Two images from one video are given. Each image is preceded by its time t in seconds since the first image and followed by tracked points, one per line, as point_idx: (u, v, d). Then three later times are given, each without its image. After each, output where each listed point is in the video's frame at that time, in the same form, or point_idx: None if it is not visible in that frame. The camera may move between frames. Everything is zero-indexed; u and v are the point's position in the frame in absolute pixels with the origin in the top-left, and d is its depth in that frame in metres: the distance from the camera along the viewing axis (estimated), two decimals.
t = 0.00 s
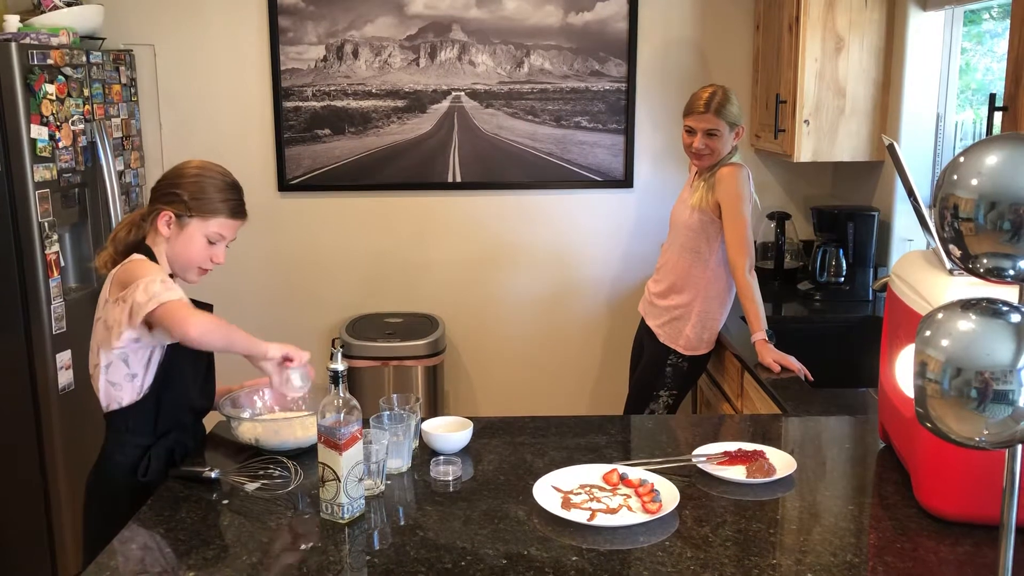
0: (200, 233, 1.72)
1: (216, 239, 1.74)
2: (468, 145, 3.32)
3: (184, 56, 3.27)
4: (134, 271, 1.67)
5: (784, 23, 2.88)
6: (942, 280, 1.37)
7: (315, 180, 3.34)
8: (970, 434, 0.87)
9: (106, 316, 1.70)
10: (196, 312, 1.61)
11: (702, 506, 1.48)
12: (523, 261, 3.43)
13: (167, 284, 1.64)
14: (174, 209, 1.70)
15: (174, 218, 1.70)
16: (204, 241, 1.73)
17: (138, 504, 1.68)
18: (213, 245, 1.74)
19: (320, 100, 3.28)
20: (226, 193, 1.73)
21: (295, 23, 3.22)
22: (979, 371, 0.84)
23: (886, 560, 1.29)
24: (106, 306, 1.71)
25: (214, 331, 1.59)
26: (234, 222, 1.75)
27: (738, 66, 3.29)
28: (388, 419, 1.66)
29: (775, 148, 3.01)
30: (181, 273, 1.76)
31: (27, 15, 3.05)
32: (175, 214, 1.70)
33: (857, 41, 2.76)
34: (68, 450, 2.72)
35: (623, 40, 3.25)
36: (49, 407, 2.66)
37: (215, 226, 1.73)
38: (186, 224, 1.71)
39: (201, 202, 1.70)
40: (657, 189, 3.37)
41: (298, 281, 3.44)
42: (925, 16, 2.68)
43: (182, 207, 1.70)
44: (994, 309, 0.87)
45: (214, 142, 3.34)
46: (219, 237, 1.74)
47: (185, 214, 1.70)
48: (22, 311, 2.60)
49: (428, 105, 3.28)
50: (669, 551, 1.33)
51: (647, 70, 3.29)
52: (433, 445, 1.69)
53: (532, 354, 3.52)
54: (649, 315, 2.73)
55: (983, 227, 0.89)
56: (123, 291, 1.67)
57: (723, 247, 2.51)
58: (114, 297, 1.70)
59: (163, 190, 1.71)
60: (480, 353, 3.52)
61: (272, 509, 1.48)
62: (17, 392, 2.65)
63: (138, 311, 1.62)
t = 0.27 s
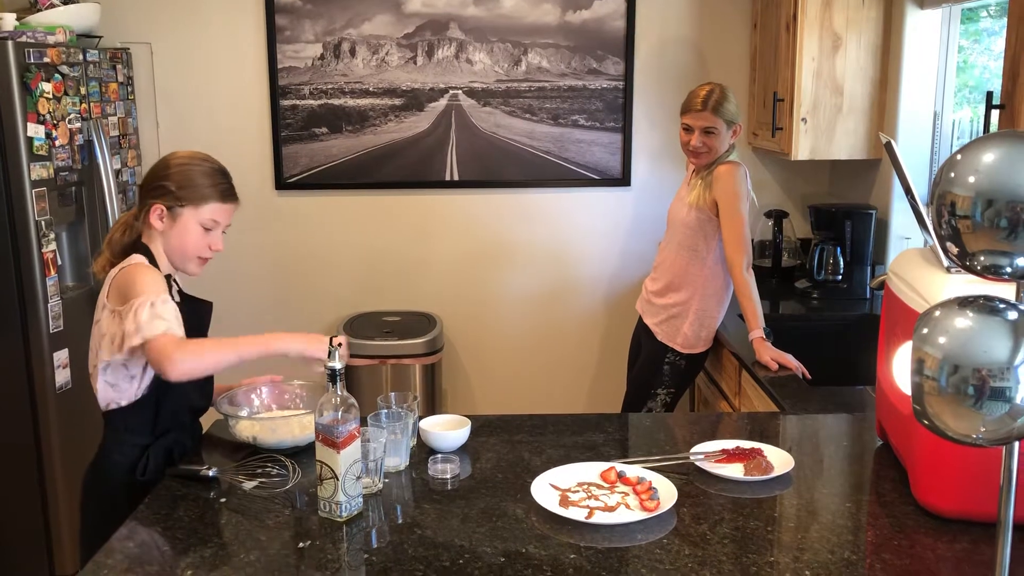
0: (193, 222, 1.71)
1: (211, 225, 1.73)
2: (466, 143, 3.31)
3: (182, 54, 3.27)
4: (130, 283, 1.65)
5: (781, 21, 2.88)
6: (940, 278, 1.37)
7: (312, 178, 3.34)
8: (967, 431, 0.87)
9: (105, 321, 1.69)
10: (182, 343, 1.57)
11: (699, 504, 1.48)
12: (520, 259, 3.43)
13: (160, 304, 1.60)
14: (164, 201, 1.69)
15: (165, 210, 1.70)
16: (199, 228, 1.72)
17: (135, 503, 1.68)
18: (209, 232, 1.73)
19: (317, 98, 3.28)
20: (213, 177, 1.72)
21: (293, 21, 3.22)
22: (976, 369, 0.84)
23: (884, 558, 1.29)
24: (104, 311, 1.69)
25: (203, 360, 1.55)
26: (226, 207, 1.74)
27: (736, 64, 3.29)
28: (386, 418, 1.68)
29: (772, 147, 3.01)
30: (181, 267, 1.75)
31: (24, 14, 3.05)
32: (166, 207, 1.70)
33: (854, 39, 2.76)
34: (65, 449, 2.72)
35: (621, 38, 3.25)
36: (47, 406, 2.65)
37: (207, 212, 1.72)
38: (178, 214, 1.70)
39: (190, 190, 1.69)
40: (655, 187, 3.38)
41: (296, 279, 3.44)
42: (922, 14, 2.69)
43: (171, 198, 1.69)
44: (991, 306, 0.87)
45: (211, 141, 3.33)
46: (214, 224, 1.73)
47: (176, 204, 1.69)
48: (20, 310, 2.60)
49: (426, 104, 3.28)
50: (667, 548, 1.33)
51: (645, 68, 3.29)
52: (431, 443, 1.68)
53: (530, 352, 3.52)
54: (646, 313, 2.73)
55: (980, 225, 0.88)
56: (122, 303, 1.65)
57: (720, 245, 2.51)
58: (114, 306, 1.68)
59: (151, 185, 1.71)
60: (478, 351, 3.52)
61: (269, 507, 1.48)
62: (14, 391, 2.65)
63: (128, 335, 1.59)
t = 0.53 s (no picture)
0: (178, 215, 1.69)
1: (197, 216, 1.70)
2: (463, 142, 3.31)
3: (178, 53, 3.26)
4: (156, 293, 1.63)
5: (778, 20, 2.89)
6: (936, 276, 1.37)
7: (309, 177, 3.34)
8: (964, 429, 0.88)
9: (123, 331, 1.64)
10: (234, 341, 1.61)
11: (696, 502, 1.48)
12: (518, 258, 3.43)
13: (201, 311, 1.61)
14: (147, 201, 1.69)
15: (149, 209, 1.69)
16: (184, 221, 1.69)
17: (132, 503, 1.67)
18: (196, 223, 1.70)
19: (314, 97, 3.27)
20: (193, 166, 1.69)
21: (289, 20, 3.22)
22: (971, 367, 0.84)
23: (880, 556, 1.30)
24: (120, 317, 1.65)
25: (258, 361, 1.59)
26: (209, 193, 1.71)
27: (733, 63, 3.29)
28: (383, 417, 1.68)
29: (769, 145, 3.01)
30: (178, 263, 1.73)
31: (20, 13, 3.04)
32: (150, 205, 1.69)
33: (851, 37, 2.76)
34: (63, 448, 2.71)
35: (618, 37, 3.25)
36: (44, 405, 2.65)
37: (191, 203, 1.69)
38: (161, 211, 1.68)
39: (169, 182, 1.67)
40: (652, 186, 3.38)
41: (293, 279, 3.44)
42: (918, 12, 2.70)
43: (151, 195, 1.68)
44: (987, 305, 0.87)
45: (208, 140, 3.33)
46: (200, 214, 1.71)
47: (157, 200, 1.68)
48: (17, 309, 2.60)
49: (423, 103, 3.28)
50: (663, 547, 1.33)
51: (642, 67, 3.29)
52: (428, 442, 1.68)
53: (527, 351, 3.52)
54: (644, 312, 2.73)
55: (976, 223, 0.88)
56: (150, 314, 1.62)
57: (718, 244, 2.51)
58: (135, 316, 1.63)
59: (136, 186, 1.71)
60: (476, 350, 3.52)
61: (266, 506, 1.47)
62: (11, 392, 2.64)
63: (189, 348, 1.60)
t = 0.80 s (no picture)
0: (184, 223, 1.63)
1: (205, 221, 1.64)
2: (462, 143, 3.31)
3: (177, 54, 3.26)
4: (191, 305, 1.58)
5: (777, 21, 2.89)
6: (935, 277, 1.38)
7: (309, 178, 3.34)
8: (962, 430, 0.88)
9: (156, 340, 1.59)
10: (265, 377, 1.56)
11: (696, 503, 1.48)
12: (517, 258, 3.43)
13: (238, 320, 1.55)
14: (154, 210, 1.65)
15: (158, 218, 1.65)
16: (192, 228, 1.64)
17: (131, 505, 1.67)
18: (205, 229, 1.64)
19: (313, 98, 3.28)
20: (196, 170, 1.64)
21: (288, 21, 3.22)
22: (969, 368, 0.85)
23: (879, 557, 1.30)
24: (154, 330, 1.60)
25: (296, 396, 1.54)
26: (214, 197, 1.64)
27: (732, 63, 3.29)
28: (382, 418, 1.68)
29: (768, 146, 3.01)
30: (191, 270, 1.67)
31: (20, 14, 3.04)
32: (157, 215, 1.65)
33: (850, 38, 2.76)
34: (62, 450, 2.71)
35: (617, 37, 3.25)
36: (43, 407, 2.65)
37: (197, 208, 1.63)
38: (168, 219, 1.64)
39: (173, 189, 1.62)
40: (651, 186, 3.38)
41: (293, 279, 3.44)
42: (916, 13, 2.70)
43: (157, 204, 1.64)
44: (985, 306, 0.87)
45: (208, 141, 3.33)
46: (208, 219, 1.64)
47: (163, 209, 1.64)
48: (16, 311, 2.60)
49: (422, 104, 3.28)
50: (663, 548, 1.33)
51: (641, 68, 3.29)
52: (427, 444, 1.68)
53: (526, 352, 3.53)
54: (643, 313, 2.73)
55: (974, 224, 0.89)
56: (188, 323, 1.57)
57: (717, 244, 2.52)
58: (171, 326, 1.59)
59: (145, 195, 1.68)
60: (475, 350, 3.52)
61: (265, 508, 1.48)
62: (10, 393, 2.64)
63: (232, 356, 1.53)
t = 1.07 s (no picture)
0: (194, 231, 1.63)
1: (214, 230, 1.64)
2: (462, 144, 3.31)
3: (177, 56, 3.26)
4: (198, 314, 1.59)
5: (776, 22, 2.89)
6: (935, 278, 1.38)
7: (309, 180, 3.34)
8: (963, 431, 0.88)
9: (163, 348, 1.60)
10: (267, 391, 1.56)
11: (696, 504, 1.48)
12: (517, 259, 3.43)
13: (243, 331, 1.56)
14: (164, 217, 1.65)
15: (167, 225, 1.65)
16: (202, 236, 1.63)
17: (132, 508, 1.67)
18: (214, 238, 1.64)
19: (313, 100, 3.28)
20: (206, 178, 1.63)
21: (288, 22, 3.22)
22: (970, 369, 0.85)
23: (880, 558, 1.29)
24: (162, 336, 1.61)
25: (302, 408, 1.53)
26: (226, 207, 1.64)
27: (732, 64, 3.30)
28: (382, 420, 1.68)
29: (768, 146, 3.01)
30: (199, 278, 1.67)
31: (19, 16, 3.04)
32: (166, 222, 1.65)
33: (850, 39, 2.77)
34: (62, 452, 2.71)
35: (617, 39, 3.25)
36: (43, 409, 2.65)
37: (207, 217, 1.63)
38: (177, 227, 1.64)
39: (183, 197, 1.62)
40: (651, 187, 3.38)
41: (293, 281, 3.44)
42: (916, 13, 2.70)
43: (167, 212, 1.64)
44: (986, 307, 0.87)
45: (207, 143, 3.33)
46: (218, 228, 1.64)
47: (172, 217, 1.63)
48: (17, 313, 2.60)
49: (422, 105, 3.28)
50: (664, 549, 1.33)
51: (640, 69, 3.29)
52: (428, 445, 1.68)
53: (526, 352, 3.52)
54: (643, 314, 2.73)
55: (975, 225, 0.88)
56: (195, 332, 1.58)
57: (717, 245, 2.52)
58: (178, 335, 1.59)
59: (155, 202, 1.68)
60: (475, 351, 3.52)
61: (265, 510, 1.47)
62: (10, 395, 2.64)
63: (241, 364, 1.53)
